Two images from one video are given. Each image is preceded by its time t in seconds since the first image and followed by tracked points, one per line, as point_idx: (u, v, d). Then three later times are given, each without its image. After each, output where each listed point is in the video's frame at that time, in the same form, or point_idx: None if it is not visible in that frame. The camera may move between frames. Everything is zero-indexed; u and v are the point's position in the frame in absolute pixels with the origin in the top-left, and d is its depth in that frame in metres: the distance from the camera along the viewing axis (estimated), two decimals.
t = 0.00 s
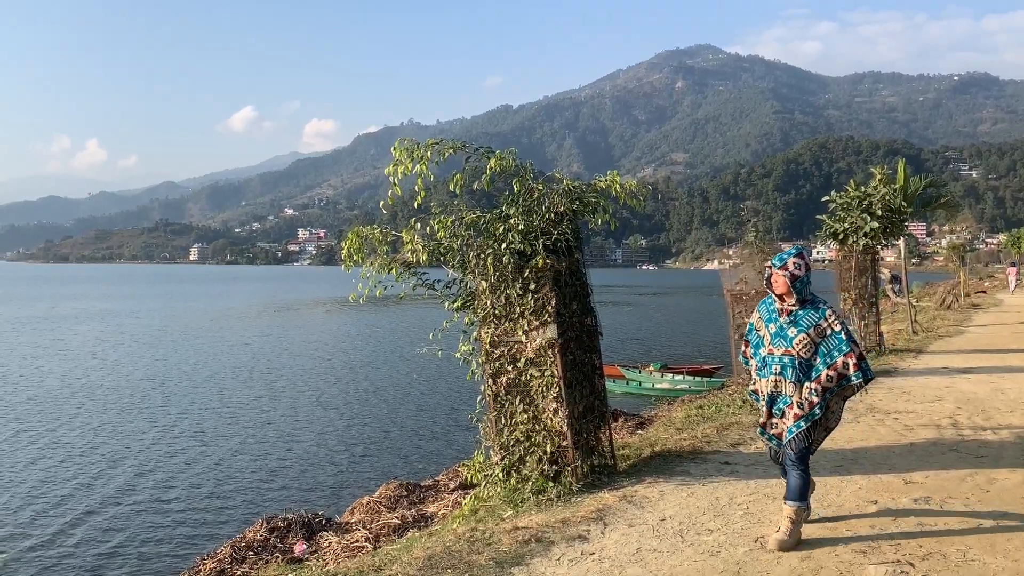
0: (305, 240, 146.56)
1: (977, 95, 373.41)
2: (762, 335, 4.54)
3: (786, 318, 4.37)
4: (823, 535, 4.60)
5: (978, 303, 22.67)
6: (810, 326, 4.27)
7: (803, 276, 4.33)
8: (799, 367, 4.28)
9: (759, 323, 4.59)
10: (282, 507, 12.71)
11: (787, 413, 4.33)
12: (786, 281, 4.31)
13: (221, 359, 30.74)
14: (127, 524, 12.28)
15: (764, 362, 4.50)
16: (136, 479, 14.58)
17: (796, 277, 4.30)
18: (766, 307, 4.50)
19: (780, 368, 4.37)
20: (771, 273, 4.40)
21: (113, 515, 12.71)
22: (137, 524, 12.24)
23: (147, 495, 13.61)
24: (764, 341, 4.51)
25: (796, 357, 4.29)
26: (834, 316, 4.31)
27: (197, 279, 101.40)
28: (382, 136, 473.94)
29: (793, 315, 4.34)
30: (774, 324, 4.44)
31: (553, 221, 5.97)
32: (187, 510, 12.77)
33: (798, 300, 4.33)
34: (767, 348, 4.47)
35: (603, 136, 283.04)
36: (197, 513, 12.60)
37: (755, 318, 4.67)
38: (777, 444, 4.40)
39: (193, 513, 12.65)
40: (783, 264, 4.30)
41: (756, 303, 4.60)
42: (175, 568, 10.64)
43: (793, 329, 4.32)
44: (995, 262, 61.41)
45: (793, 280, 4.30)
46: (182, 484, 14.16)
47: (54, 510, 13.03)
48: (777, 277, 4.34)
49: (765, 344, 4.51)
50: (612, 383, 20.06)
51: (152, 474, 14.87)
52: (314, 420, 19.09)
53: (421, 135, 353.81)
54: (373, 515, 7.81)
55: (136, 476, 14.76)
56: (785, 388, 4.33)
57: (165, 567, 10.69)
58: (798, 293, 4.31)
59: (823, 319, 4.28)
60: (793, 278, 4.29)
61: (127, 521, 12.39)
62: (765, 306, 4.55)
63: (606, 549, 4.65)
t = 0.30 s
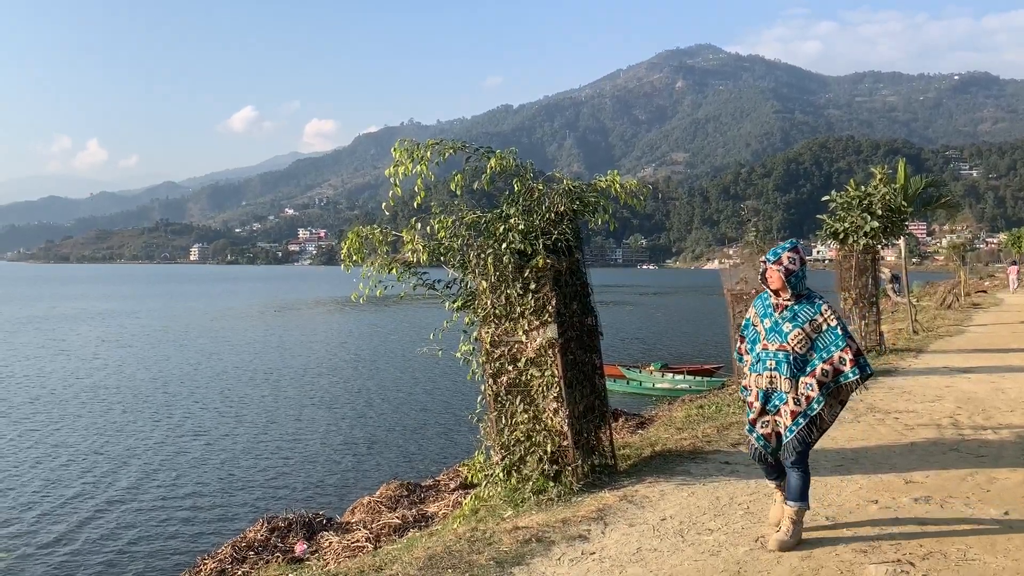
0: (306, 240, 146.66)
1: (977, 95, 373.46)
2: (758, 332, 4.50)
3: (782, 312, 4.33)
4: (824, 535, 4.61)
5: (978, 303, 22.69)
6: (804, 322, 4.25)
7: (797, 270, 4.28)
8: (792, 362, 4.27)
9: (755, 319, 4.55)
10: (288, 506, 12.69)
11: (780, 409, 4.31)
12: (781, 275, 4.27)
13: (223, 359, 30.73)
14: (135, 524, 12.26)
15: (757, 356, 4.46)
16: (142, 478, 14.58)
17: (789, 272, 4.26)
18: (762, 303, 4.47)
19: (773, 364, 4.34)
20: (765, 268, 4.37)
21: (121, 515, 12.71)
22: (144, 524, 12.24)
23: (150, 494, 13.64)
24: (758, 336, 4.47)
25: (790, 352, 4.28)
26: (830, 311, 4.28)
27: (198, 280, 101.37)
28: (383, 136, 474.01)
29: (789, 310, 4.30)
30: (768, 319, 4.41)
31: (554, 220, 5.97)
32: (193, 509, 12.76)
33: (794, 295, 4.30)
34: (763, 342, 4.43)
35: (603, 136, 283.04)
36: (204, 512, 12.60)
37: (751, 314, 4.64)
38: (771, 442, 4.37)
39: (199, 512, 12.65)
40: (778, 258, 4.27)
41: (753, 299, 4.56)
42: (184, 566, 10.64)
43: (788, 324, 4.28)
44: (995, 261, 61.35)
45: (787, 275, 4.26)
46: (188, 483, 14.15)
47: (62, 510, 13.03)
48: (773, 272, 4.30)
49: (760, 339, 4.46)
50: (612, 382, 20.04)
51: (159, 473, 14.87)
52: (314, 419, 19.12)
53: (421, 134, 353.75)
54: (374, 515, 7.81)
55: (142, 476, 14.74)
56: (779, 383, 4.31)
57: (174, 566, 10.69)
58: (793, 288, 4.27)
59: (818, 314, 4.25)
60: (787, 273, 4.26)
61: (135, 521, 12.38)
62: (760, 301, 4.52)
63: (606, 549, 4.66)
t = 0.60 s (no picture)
0: (306, 239, 146.66)
1: (977, 94, 373.24)
2: (749, 331, 4.44)
3: (775, 311, 4.28)
4: (825, 535, 4.63)
5: (978, 302, 22.70)
6: (798, 321, 4.19)
7: (791, 268, 4.21)
8: (785, 362, 4.21)
9: (747, 319, 4.48)
10: (296, 506, 12.64)
11: (773, 410, 4.25)
12: (772, 273, 4.20)
13: (225, 359, 30.69)
14: (145, 524, 12.21)
15: (750, 357, 4.38)
16: (150, 478, 14.53)
17: (781, 269, 4.19)
18: (755, 301, 4.41)
19: (767, 363, 4.28)
20: (756, 265, 4.31)
21: (129, 516, 12.64)
22: (155, 524, 12.18)
23: (152, 494, 13.61)
24: (752, 335, 4.41)
25: (783, 352, 4.21)
26: (825, 309, 4.23)
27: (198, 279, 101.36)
28: (383, 136, 473.77)
29: (782, 309, 4.25)
30: (761, 318, 4.36)
31: (555, 220, 5.98)
32: (202, 510, 12.70)
33: (787, 294, 4.23)
34: (755, 343, 4.37)
35: (603, 136, 282.94)
36: (214, 513, 12.55)
37: (743, 312, 4.58)
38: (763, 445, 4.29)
39: (209, 512, 12.60)
40: (772, 255, 4.19)
41: (745, 298, 4.50)
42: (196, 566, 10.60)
43: (781, 323, 4.24)
44: (997, 260, 61.23)
45: (779, 274, 4.18)
46: (197, 484, 14.10)
47: (70, 511, 12.96)
48: (764, 270, 4.24)
49: (752, 340, 4.40)
50: (612, 382, 20.03)
51: (166, 474, 14.81)
52: (316, 419, 19.14)
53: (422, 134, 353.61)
54: (375, 515, 7.81)
55: (150, 476, 14.69)
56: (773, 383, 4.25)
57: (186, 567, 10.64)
58: (785, 287, 4.21)
59: (812, 312, 4.19)
60: (780, 270, 4.19)
61: (144, 521, 12.32)
62: (753, 301, 4.45)
63: (607, 548, 4.67)
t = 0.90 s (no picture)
0: (307, 239, 146.73)
1: (978, 93, 372.80)
2: (740, 337, 4.34)
3: (766, 316, 4.19)
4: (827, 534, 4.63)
5: (979, 301, 22.67)
6: (791, 325, 4.09)
7: (782, 271, 4.14)
8: (778, 367, 4.10)
9: (736, 325, 4.39)
10: (302, 506, 12.63)
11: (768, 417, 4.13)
12: (763, 277, 4.13)
13: (226, 359, 30.67)
14: (153, 524, 12.20)
15: (741, 364, 4.28)
16: (157, 479, 14.51)
17: (773, 273, 4.11)
18: (745, 306, 4.31)
19: (759, 370, 4.16)
20: (747, 268, 4.23)
21: (137, 516, 12.63)
22: (163, 524, 12.18)
23: (158, 494, 13.58)
24: (742, 342, 4.31)
25: (776, 358, 4.12)
26: (816, 314, 4.14)
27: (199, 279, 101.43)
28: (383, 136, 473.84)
29: (774, 313, 4.16)
30: (752, 323, 4.25)
31: (555, 219, 5.99)
32: (210, 511, 12.70)
33: (778, 298, 4.15)
34: (745, 349, 4.27)
35: (603, 136, 282.99)
36: (221, 514, 12.53)
37: (733, 318, 4.48)
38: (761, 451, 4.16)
39: (216, 513, 12.59)
40: (762, 258, 4.12)
41: (736, 302, 4.41)
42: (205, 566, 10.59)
43: (773, 328, 4.14)
44: (997, 259, 61.10)
45: (769, 277, 4.12)
46: (204, 484, 14.09)
47: (78, 512, 12.94)
48: (755, 273, 4.15)
49: (743, 346, 4.30)
50: (612, 381, 20.04)
51: (172, 474, 14.79)
52: (319, 419, 19.14)
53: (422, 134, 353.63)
54: (375, 515, 7.81)
55: (157, 477, 14.66)
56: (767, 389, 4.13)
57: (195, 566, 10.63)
58: (776, 291, 4.13)
59: (804, 317, 4.11)
60: (770, 274, 4.11)
61: (153, 522, 12.31)
62: (743, 305, 4.37)
63: (608, 548, 4.66)
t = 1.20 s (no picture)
0: (307, 238, 146.66)
1: (979, 92, 372.30)
2: (723, 343, 4.26)
3: (749, 320, 4.13)
4: (828, 532, 4.64)
5: (980, 300, 22.63)
6: (775, 329, 4.04)
7: (766, 272, 4.07)
8: (760, 374, 4.03)
9: (720, 329, 4.32)
10: (306, 505, 12.61)
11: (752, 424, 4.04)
12: (747, 279, 4.05)
13: (227, 358, 30.63)
14: (162, 524, 12.16)
15: (724, 370, 4.19)
16: (163, 478, 14.46)
17: (757, 275, 4.04)
18: (729, 311, 4.24)
19: (743, 377, 4.07)
20: (731, 271, 4.16)
21: (146, 515, 12.58)
22: (172, 523, 12.15)
23: (165, 494, 13.53)
24: (725, 349, 4.24)
25: (759, 363, 4.05)
26: (799, 317, 4.08)
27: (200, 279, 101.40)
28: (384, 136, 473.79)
29: (758, 318, 4.10)
30: (737, 328, 4.18)
31: (555, 219, 5.98)
32: (217, 510, 12.66)
33: (763, 301, 4.08)
34: (730, 355, 4.20)
35: (604, 135, 282.81)
36: (228, 513, 12.50)
37: (716, 324, 4.41)
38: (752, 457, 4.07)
39: (225, 511, 12.57)
40: (748, 262, 4.05)
41: (719, 307, 4.34)
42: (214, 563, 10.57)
43: (758, 333, 4.08)
44: (997, 258, 60.96)
45: (754, 279, 4.04)
46: (211, 483, 14.06)
47: (87, 511, 12.90)
48: (739, 276, 4.09)
49: (726, 351, 4.23)
50: (613, 381, 20.01)
51: (179, 473, 14.76)
52: (322, 418, 19.12)
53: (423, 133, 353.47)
54: (375, 515, 7.81)
55: (163, 476, 14.61)
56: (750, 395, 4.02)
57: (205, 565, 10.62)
58: (762, 293, 4.06)
59: (788, 321, 4.04)
60: (754, 276, 4.05)
61: (162, 521, 12.27)
62: (726, 310, 4.30)
63: (608, 547, 4.67)
